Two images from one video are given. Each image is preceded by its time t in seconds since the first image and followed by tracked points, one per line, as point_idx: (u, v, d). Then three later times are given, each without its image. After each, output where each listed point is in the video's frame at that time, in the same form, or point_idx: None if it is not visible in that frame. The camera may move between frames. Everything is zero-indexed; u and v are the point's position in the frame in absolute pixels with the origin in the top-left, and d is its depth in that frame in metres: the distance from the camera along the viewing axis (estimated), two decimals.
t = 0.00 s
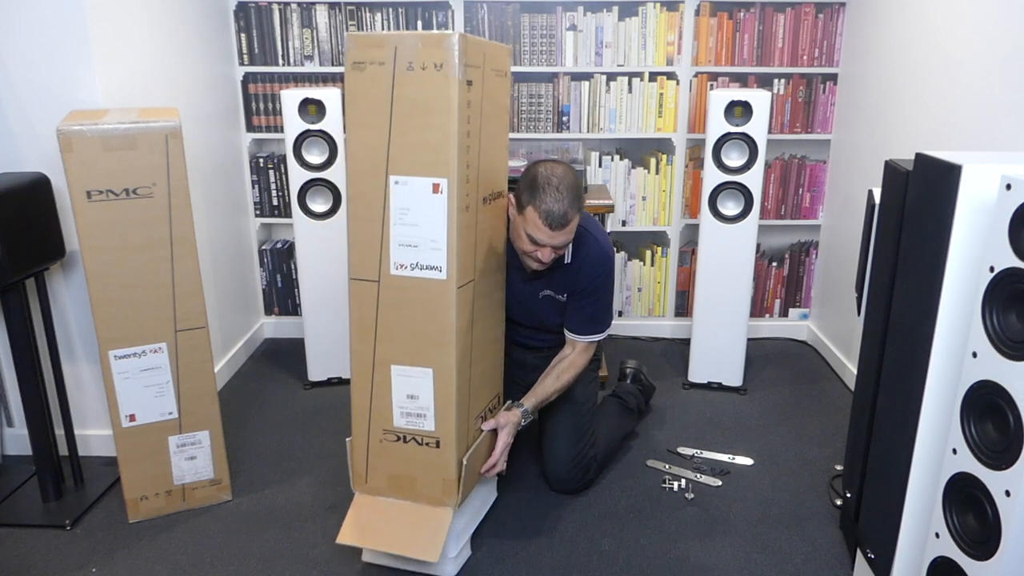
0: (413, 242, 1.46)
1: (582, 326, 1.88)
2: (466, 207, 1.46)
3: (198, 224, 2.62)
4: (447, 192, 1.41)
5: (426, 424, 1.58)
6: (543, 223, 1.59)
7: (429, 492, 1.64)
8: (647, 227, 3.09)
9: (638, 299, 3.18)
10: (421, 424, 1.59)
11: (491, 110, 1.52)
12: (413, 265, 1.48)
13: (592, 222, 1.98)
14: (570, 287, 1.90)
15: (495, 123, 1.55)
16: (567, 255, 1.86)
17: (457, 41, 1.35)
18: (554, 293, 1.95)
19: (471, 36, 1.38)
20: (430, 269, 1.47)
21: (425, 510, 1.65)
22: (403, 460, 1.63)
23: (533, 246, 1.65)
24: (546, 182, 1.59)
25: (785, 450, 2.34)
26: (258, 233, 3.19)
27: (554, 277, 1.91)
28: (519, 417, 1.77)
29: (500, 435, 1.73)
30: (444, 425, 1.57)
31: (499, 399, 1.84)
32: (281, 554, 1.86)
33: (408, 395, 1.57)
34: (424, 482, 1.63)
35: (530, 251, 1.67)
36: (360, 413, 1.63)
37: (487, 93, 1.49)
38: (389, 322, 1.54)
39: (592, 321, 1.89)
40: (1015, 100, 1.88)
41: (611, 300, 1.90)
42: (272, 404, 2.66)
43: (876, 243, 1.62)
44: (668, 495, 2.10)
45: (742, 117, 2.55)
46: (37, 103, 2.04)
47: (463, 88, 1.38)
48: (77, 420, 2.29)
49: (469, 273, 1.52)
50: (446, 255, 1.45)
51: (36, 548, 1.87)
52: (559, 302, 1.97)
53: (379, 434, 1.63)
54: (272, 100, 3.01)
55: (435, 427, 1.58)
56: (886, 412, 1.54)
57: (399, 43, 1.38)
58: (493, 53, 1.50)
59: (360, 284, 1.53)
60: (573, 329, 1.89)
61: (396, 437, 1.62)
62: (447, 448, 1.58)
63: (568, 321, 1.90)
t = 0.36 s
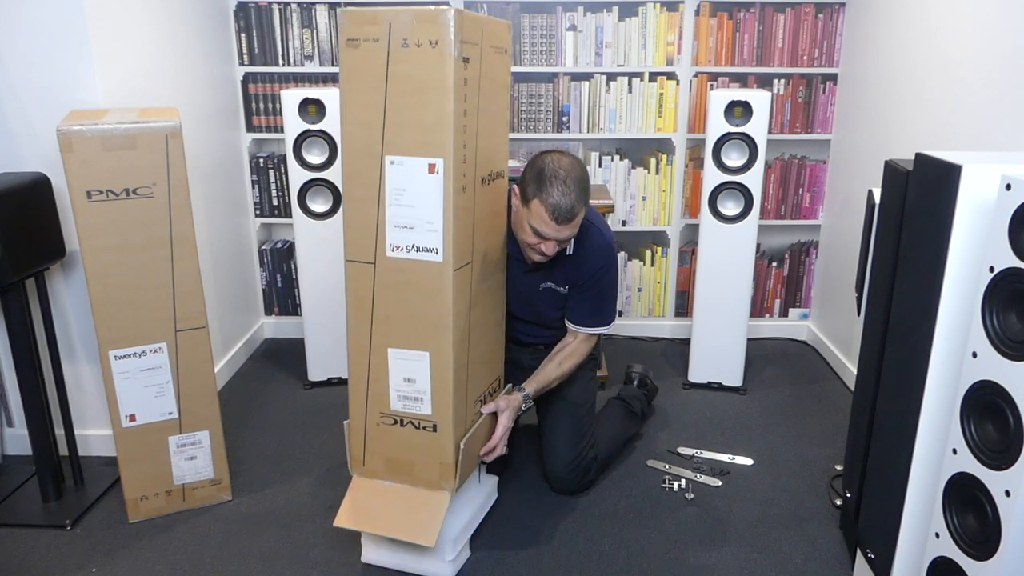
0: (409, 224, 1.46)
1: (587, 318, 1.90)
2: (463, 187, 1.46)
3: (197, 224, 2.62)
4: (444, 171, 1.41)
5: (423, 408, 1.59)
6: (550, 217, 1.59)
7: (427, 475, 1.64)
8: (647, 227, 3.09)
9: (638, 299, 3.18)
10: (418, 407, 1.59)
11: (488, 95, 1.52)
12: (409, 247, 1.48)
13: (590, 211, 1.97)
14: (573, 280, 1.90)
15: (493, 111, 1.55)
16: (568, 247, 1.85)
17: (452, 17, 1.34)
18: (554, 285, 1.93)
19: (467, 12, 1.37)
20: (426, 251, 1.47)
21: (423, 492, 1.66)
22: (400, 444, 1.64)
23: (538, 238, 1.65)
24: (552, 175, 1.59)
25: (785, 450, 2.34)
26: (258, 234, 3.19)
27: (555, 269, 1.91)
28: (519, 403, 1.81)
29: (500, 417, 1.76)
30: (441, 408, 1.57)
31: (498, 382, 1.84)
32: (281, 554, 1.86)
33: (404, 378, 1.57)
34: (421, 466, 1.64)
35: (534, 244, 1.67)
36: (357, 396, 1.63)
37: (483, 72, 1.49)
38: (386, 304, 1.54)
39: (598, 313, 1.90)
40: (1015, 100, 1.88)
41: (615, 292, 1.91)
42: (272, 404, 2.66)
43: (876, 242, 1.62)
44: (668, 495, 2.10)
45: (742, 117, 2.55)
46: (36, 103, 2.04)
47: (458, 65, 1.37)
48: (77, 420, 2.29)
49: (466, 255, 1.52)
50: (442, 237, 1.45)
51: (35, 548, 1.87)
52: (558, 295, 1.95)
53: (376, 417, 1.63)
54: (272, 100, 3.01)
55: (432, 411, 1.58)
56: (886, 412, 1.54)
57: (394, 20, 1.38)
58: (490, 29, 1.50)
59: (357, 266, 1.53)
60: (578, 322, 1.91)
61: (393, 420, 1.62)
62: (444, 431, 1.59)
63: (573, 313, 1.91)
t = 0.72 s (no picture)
0: (404, 196, 1.44)
1: (591, 308, 1.91)
2: (459, 159, 1.43)
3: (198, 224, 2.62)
4: (438, 143, 1.39)
5: (421, 383, 1.56)
6: (549, 194, 1.59)
7: (426, 452, 1.61)
8: (647, 228, 3.09)
9: (638, 299, 3.18)
10: (416, 383, 1.56)
11: (484, 80, 1.50)
12: (404, 221, 1.46)
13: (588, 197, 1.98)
14: (574, 266, 1.90)
15: (489, 98, 1.54)
16: (568, 231, 1.85)
17: None
18: (554, 272, 1.93)
19: None
20: (422, 224, 1.45)
21: (422, 470, 1.63)
22: (399, 420, 1.61)
23: (537, 218, 1.65)
24: (552, 152, 1.59)
25: (785, 450, 2.34)
26: (258, 233, 3.19)
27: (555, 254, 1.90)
28: (521, 378, 1.78)
29: (501, 393, 1.73)
30: (439, 384, 1.54)
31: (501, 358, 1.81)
32: (281, 554, 1.86)
33: (402, 353, 1.55)
34: (420, 443, 1.61)
35: (533, 224, 1.67)
36: (356, 372, 1.61)
37: (479, 50, 1.46)
38: (383, 278, 1.52)
39: (603, 301, 1.91)
40: (1015, 99, 1.88)
41: (617, 280, 1.91)
42: (272, 404, 2.66)
43: (876, 241, 1.62)
44: (668, 495, 2.10)
45: (742, 117, 2.55)
46: (36, 103, 2.04)
47: (452, 34, 1.35)
48: (77, 420, 2.29)
49: (463, 228, 1.49)
50: (438, 209, 1.43)
51: (36, 548, 1.87)
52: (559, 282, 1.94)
53: (375, 393, 1.61)
54: (272, 100, 3.01)
55: (430, 386, 1.55)
56: (886, 412, 1.54)
57: None
58: None
59: (353, 240, 1.51)
60: (580, 309, 1.91)
61: (392, 396, 1.60)
62: (441, 407, 1.56)
63: (575, 301, 1.91)
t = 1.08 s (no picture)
0: (401, 165, 1.44)
1: (598, 292, 1.91)
2: (455, 127, 1.43)
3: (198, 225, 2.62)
4: (434, 110, 1.38)
5: (420, 354, 1.55)
6: (551, 154, 1.60)
7: (426, 424, 1.60)
8: (647, 228, 3.09)
9: (638, 299, 3.18)
10: (415, 354, 1.55)
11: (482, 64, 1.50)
12: (402, 189, 1.45)
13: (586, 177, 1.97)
14: (577, 246, 1.89)
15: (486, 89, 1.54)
16: (569, 209, 1.85)
17: None
18: (556, 255, 1.90)
19: None
20: (419, 192, 1.44)
21: (422, 442, 1.61)
22: (399, 392, 1.60)
23: (538, 182, 1.65)
24: (552, 114, 1.61)
25: (785, 450, 2.34)
26: (258, 233, 3.19)
27: (555, 233, 1.88)
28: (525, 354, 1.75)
29: (505, 366, 1.72)
30: (438, 354, 1.53)
31: (505, 333, 1.80)
32: (281, 554, 1.86)
33: (401, 324, 1.54)
34: (420, 414, 1.59)
35: (535, 191, 1.66)
36: (356, 344, 1.60)
37: (475, 25, 1.46)
38: (382, 248, 1.51)
39: (605, 281, 1.91)
40: (1015, 98, 1.88)
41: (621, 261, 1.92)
42: (272, 404, 2.66)
43: (877, 242, 1.62)
44: (668, 495, 2.10)
45: (742, 117, 2.55)
46: (36, 102, 2.04)
47: None
48: (77, 420, 2.29)
49: (461, 197, 1.49)
50: (435, 177, 1.42)
51: (36, 548, 1.87)
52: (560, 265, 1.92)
53: (375, 365, 1.60)
54: (272, 100, 3.01)
55: (429, 357, 1.54)
56: (886, 413, 1.54)
57: None
58: None
59: (352, 211, 1.51)
60: (583, 290, 1.92)
61: (391, 368, 1.58)
62: (441, 378, 1.54)
63: (582, 286, 1.92)
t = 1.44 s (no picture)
0: (412, 133, 1.43)
1: (605, 278, 1.91)
2: (468, 96, 1.42)
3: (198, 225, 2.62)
4: (447, 77, 1.37)
5: (425, 326, 1.53)
6: (561, 122, 1.61)
7: (429, 396, 1.58)
8: (647, 228, 3.09)
9: (638, 299, 3.18)
10: (421, 325, 1.54)
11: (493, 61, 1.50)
12: (412, 157, 1.45)
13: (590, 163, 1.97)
14: (583, 230, 1.88)
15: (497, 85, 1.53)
16: (575, 191, 1.83)
17: None
18: (561, 239, 1.88)
19: None
20: (429, 161, 1.43)
21: (425, 415, 1.60)
22: (404, 365, 1.58)
23: (548, 153, 1.65)
24: (561, 88, 1.64)
25: (785, 450, 2.34)
26: (258, 233, 3.19)
27: (561, 216, 1.86)
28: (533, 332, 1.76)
29: (511, 342, 1.71)
30: (443, 326, 1.52)
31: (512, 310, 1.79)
32: (281, 554, 1.86)
33: (407, 295, 1.53)
34: (424, 386, 1.58)
35: (544, 164, 1.66)
36: (361, 313, 1.59)
37: (491, 17, 1.46)
38: (391, 217, 1.50)
39: (610, 267, 1.90)
40: (1015, 98, 1.88)
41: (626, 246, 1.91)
42: (272, 404, 2.66)
43: (876, 244, 1.62)
44: (668, 495, 2.10)
45: (742, 117, 2.55)
46: (36, 102, 2.04)
47: None
48: (77, 420, 2.29)
49: (471, 168, 1.48)
50: (446, 145, 1.41)
51: (36, 548, 1.87)
52: (565, 250, 1.90)
53: (380, 336, 1.59)
54: (272, 100, 3.01)
55: (435, 329, 1.53)
56: (886, 413, 1.54)
57: None
58: None
59: (362, 179, 1.50)
60: (588, 276, 1.91)
61: (396, 339, 1.57)
62: (446, 350, 1.53)
63: (588, 272, 1.91)
